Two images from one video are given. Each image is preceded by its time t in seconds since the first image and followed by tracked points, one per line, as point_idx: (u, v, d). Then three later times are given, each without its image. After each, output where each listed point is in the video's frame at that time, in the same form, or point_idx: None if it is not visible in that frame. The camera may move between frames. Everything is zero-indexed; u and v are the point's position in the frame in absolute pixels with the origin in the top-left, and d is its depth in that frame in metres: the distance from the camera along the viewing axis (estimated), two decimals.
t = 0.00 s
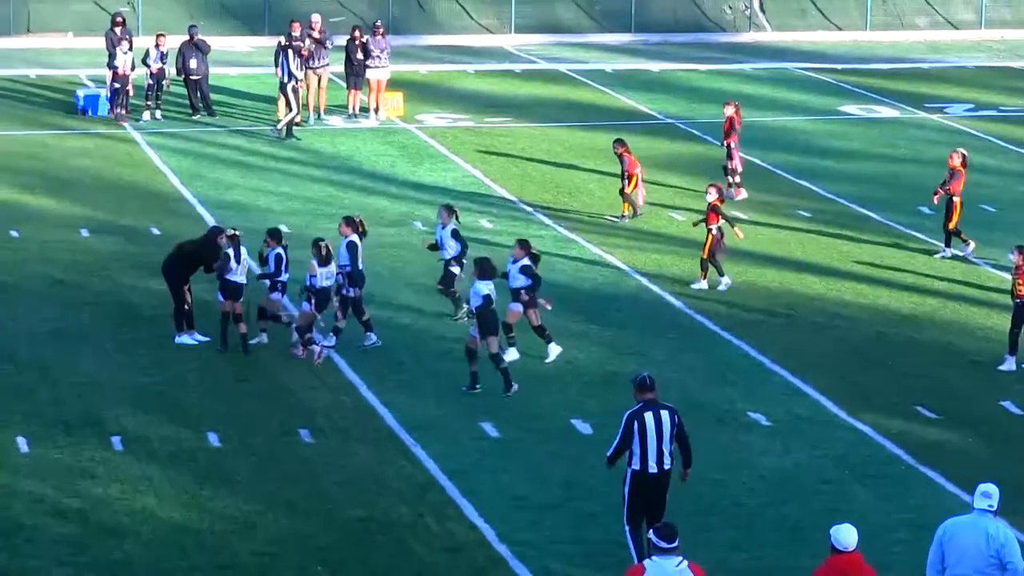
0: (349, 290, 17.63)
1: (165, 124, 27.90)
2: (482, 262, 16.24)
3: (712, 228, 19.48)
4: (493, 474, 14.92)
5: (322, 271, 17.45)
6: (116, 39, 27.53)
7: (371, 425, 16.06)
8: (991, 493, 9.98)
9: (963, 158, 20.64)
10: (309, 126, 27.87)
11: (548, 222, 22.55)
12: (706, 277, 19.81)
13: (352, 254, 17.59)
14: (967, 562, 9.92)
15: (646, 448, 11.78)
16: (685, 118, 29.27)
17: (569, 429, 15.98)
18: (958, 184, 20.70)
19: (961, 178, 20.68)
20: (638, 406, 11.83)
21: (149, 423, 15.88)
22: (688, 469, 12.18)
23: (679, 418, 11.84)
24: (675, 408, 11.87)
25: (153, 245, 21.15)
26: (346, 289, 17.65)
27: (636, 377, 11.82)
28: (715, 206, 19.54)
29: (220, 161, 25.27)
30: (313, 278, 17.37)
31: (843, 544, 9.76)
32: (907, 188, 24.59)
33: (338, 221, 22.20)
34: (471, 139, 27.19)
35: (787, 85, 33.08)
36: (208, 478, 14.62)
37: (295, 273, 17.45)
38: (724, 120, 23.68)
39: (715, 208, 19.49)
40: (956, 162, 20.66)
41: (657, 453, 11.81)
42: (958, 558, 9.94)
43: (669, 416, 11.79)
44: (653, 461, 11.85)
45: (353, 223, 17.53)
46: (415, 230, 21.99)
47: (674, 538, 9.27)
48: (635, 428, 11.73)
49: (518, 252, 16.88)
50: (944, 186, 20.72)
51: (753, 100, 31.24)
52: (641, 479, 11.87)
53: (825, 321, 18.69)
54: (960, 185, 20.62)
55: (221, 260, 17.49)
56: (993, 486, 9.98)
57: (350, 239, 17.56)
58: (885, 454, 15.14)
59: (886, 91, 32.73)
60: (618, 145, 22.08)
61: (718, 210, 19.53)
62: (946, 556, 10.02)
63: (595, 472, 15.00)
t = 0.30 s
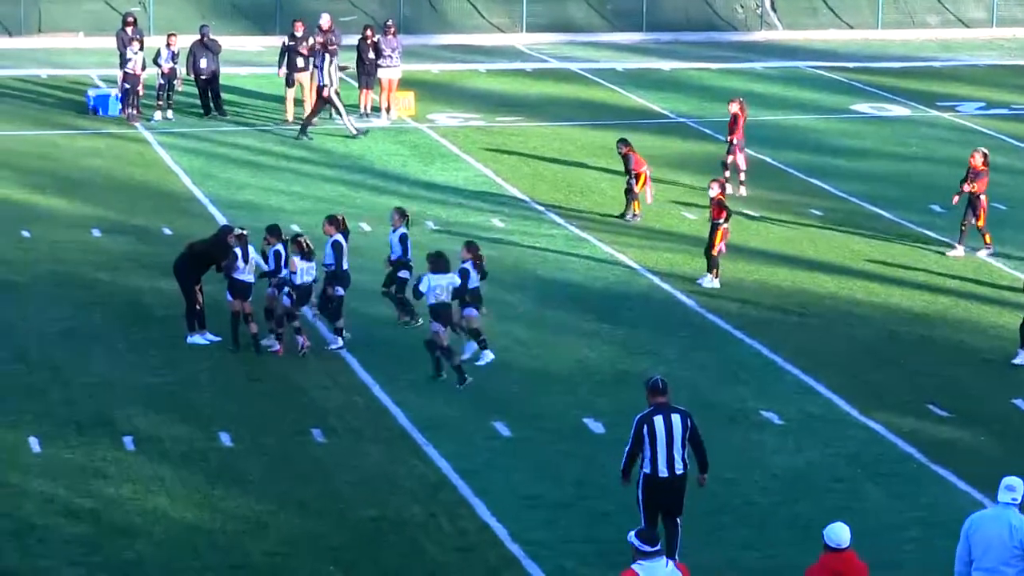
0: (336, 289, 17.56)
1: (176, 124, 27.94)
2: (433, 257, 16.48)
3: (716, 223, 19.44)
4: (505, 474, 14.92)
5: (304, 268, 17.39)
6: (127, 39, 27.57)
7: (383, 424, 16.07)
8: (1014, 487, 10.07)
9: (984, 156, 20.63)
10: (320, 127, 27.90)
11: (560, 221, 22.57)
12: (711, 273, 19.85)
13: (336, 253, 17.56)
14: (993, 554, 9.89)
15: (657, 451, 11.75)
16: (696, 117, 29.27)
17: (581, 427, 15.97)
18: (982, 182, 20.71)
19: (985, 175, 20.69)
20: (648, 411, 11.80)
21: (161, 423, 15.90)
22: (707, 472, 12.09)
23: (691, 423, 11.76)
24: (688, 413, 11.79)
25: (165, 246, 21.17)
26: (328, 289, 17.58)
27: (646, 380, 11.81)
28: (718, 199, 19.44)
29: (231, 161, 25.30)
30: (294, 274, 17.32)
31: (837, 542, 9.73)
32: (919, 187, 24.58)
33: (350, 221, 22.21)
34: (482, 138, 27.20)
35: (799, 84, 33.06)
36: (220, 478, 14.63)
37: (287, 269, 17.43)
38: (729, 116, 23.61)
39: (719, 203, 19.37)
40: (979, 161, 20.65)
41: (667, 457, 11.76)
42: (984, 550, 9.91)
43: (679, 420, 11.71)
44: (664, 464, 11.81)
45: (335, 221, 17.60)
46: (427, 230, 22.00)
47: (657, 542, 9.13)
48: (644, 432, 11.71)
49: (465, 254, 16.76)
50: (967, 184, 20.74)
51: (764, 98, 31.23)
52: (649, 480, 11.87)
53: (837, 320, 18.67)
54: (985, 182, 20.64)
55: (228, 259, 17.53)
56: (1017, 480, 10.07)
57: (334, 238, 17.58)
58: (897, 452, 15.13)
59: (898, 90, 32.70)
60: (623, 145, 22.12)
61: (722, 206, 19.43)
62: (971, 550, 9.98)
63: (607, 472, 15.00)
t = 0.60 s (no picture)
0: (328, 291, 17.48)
1: (182, 124, 27.98)
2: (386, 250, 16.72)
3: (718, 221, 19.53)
4: (512, 473, 14.93)
5: (293, 255, 17.46)
6: (133, 39, 27.59)
7: (390, 424, 16.08)
8: None
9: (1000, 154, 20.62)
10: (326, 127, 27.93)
11: (566, 220, 22.58)
12: (717, 272, 19.88)
13: (320, 252, 17.83)
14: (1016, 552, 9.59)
15: (674, 466, 11.53)
16: (703, 116, 29.27)
17: (587, 427, 15.99)
18: (998, 179, 20.71)
19: (1001, 173, 20.68)
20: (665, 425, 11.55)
21: (167, 422, 15.93)
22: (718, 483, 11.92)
23: (707, 436, 11.57)
24: (703, 426, 11.59)
25: (171, 245, 21.20)
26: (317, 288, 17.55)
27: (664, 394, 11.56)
28: (719, 197, 19.53)
29: (237, 161, 25.32)
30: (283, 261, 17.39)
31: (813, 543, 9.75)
32: (926, 186, 24.58)
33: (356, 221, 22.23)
34: (488, 138, 27.22)
35: (805, 83, 33.06)
36: (226, 478, 14.65)
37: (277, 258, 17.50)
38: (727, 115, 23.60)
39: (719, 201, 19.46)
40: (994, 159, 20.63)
41: (684, 471, 11.55)
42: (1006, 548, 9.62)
43: (696, 433, 11.52)
44: (680, 479, 11.59)
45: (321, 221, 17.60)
46: (433, 229, 22.02)
47: (626, 540, 9.30)
48: (660, 446, 11.48)
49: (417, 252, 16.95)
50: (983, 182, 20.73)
51: (771, 98, 31.23)
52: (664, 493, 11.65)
53: (843, 320, 18.68)
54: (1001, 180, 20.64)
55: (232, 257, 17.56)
56: None
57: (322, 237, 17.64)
58: (903, 451, 15.14)
59: (904, 89, 32.68)
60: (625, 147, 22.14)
61: (723, 203, 19.52)
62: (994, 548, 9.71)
63: (613, 471, 15.01)
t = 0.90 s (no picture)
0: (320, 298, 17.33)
1: (186, 124, 27.98)
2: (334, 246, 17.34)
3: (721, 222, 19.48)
4: (516, 474, 14.93)
5: (291, 252, 17.31)
6: (137, 38, 27.59)
7: (394, 424, 16.07)
8: None
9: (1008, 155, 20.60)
10: (330, 128, 27.94)
11: (570, 221, 22.58)
12: (721, 273, 19.89)
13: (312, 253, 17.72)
14: None
15: (686, 470, 11.48)
16: (707, 117, 29.27)
17: (591, 428, 15.98)
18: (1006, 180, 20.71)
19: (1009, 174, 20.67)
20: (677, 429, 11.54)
21: (171, 422, 15.93)
22: (736, 492, 11.83)
23: (721, 440, 11.53)
24: (717, 430, 11.56)
25: (175, 245, 21.20)
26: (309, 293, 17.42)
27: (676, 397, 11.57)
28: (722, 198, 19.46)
29: (241, 161, 25.32)
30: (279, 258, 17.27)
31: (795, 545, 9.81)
32: (930, 188, 24.57)
33: (361, 221, 22.22)
34: (493, 138, 27.22)
35: (810, 85, 33.06)
36: (230, 479, 14.65)
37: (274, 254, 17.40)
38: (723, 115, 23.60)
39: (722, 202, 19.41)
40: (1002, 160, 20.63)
41: (697, 476, 11.49)
42: None
43: (709, 438, 11.48)
44: (693, 485, 11.53)
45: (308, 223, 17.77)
46: (437, 230, 22.02)
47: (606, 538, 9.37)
48: (672, 450, 11.46)
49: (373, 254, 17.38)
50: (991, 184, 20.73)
51: (775, 99, 31.23)
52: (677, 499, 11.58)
53: (847, 321, 18.67)
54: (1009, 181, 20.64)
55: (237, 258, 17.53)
56: None
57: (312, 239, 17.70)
58: (908, 454, 15.13)
59: (909, 91, 32.68)
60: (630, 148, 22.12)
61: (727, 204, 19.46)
62: None
63: (617, 472, 15.01)
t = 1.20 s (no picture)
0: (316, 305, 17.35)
1: (191, 125, 28.00)
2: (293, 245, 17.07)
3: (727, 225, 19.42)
4: (519, 476, 14.92)
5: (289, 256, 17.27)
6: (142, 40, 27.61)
7: (398, 425, 16.07)
8: None
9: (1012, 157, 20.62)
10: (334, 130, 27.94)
11: (574, 223, 22.58)
12: (726, 275, 19.89)
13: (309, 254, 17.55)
14: None
15: (694, 481, 11.43)
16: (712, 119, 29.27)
17: (595, 430, 15.96)
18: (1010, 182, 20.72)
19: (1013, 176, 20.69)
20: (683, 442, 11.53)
21: (175, 423, 15.94)
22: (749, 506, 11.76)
23: (729, 450, 11.49)
24: (725, 441, 11.52)
25: (180, 247, 21.21)
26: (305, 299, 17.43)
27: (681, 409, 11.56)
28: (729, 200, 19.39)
29: (245, 162, 25.33)
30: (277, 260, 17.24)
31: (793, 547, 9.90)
32: (936, 190, 24.54)
33: (365, 223, 22.23)
34: (498, 140, 27.22)
35: (815, 87, 33.03)
36: (234, 480, 14.65)
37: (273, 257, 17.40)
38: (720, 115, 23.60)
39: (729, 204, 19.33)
40: (1006, 162, 20.64)
41: (707, 487, 11.43)
42: None
43: (717, 448, 11.44)
44: (704, 496, 11.47)
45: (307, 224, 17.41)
46: (442, 232, 22.02)
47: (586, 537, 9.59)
48: (680, 462, 11.43)
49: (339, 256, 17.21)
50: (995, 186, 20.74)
51: (780, 102, 31.21)
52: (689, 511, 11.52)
53: (851, 323, 18.65)
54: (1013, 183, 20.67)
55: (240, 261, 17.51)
56: None
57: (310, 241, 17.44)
58: (912, 456, 15.11)
59: (914, 93, 32.65)
60: (635, 150, 22.13)
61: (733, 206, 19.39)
62: None
63: (621, 474, 15.00)
